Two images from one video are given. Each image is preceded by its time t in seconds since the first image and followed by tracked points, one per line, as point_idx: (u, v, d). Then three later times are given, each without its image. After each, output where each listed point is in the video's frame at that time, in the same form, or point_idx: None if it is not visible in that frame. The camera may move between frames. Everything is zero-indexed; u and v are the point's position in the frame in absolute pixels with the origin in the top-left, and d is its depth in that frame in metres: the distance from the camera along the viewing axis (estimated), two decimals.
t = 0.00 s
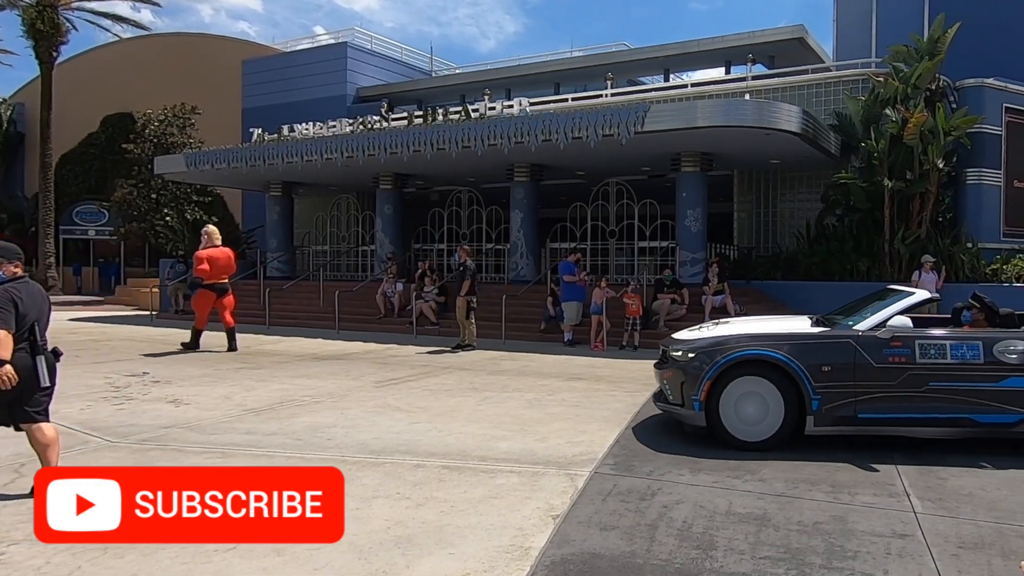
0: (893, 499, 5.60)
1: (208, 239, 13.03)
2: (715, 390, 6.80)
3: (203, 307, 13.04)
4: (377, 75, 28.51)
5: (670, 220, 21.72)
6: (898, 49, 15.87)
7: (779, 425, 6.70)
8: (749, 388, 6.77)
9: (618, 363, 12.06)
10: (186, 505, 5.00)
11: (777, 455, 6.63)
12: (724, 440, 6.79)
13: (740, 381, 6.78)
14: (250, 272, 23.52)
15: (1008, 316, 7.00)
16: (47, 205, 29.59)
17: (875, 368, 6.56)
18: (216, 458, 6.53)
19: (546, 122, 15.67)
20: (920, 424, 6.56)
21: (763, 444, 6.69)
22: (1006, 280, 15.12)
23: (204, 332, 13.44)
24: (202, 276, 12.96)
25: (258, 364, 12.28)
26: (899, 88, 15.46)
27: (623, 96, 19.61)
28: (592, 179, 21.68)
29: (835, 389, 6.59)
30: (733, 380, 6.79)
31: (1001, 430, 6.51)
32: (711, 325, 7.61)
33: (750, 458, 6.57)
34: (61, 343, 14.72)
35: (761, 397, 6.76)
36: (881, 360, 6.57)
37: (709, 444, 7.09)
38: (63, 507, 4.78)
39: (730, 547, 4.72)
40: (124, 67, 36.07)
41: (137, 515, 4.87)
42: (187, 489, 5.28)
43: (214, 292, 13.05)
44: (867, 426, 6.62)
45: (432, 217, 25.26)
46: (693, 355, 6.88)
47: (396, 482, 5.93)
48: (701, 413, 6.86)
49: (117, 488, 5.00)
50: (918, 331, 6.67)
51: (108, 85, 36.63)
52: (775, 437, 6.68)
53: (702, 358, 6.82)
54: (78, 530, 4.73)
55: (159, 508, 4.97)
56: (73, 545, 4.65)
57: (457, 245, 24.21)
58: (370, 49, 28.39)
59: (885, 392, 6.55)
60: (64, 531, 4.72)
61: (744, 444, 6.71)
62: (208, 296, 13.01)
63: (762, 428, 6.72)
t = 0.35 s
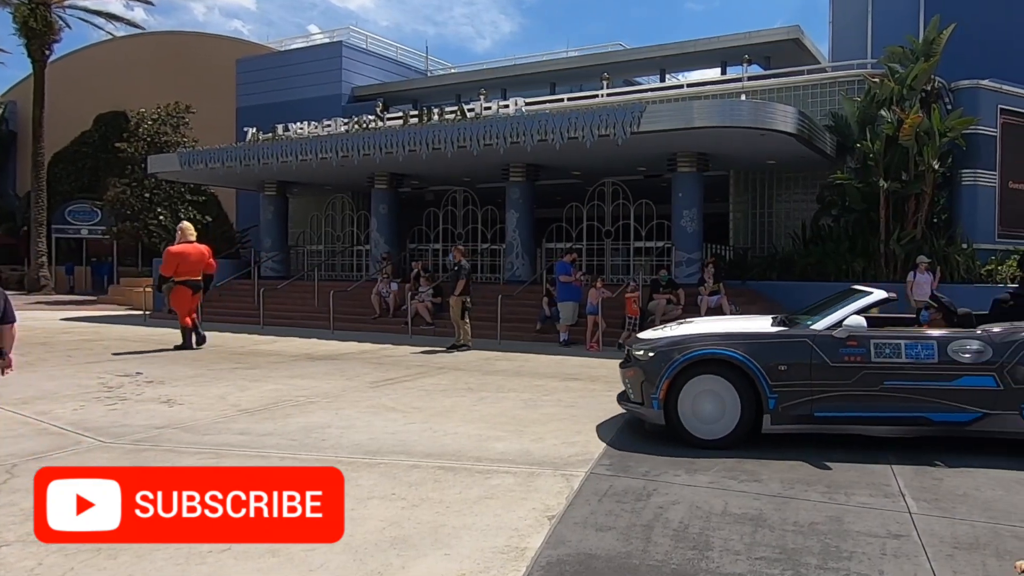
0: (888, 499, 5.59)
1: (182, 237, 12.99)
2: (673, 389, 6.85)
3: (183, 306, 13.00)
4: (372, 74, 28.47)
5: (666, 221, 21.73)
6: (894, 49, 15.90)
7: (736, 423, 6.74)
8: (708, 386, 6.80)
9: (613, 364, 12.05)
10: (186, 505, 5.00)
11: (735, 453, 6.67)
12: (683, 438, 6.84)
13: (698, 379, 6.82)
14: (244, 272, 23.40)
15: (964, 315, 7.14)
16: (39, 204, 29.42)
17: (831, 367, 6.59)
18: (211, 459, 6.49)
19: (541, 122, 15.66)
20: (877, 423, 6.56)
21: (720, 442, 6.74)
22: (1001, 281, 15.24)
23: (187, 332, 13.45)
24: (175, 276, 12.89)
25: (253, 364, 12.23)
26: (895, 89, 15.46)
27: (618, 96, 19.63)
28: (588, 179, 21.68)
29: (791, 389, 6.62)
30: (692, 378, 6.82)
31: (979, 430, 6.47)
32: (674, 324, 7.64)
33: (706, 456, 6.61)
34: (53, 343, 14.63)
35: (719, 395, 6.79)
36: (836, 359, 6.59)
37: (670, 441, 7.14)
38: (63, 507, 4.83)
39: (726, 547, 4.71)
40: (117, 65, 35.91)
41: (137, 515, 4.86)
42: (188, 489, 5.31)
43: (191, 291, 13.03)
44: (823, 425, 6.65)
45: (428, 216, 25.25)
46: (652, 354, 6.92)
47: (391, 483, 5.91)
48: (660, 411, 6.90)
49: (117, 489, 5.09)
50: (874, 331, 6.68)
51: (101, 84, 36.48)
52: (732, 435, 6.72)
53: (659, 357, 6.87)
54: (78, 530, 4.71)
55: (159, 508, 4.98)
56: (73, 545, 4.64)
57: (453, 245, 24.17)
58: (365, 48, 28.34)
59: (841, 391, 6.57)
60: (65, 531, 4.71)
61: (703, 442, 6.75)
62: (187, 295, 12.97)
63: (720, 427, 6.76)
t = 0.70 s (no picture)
0: (885, 499, 5.58)
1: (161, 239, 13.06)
2: (633, 387, 6.93)
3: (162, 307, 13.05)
4: (368, 74, 28.44)
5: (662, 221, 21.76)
6: (890, 50, 15.84)
7: (695, 421, 6.80)
8: (668, 385, 6.87)
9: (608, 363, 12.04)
10: (185, 505, 4.99)
11: (693, 451, 6.73)
12: (644, 436, 6.93)
13: (659, 377, 6.89)
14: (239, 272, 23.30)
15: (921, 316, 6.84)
16: (33, 203, 29.29)
17: (788, 365, 6.62)
18: (205, 459, 6.44)
19: (538, 122, 15.66)
20: (834, 420, 6.60)
21: (679, 440, 6.81)
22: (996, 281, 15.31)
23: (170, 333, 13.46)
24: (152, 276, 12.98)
25: (247, 364, 12.17)
26: (891, 89, 15.49)
27: (615, 96, 19.63)
28: (584, 179, 21.67)
29: (750, 387, 6.67)
30: (652, 376, 6.89)
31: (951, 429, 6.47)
32: (642, 322, 7.69)
33: (663, 454, 6.68)
34: (46, 343, 14.54)
35: (678, 393, 6.85)
36: (794, 357, 6.61)
37: (633, 438, 7.21)
38: (63, 507, 4.83)
39: (722, 547, 4.70)
40: (111, 65, 35.79)
41: (137, 515, 4.85)
42: (188, 489, 5.30)
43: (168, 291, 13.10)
44: (782, 422, 6.69)
45: (424, 216, 25.24)
46: (614, 352, 7.01)
47: (387, 483, 5.87)
48: (621, 409, 6.99)
49: (116, 489, 5.07)
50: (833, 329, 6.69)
51: (95, 83, 36.35)
52: (690, 433, 6.79)
53: (620, 356, 6.95)
54: (78, 530, 4.69)
55: (159, 508, 4.96)
56: (74, 545, 4.62)
57: (449, 245, 24.16)
58: (361, 48, 28.30)
59: (799, 389, 6.60)
60: (65, 531, 4.69)
61: (662, 440, 6.83)
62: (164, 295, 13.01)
63: (679, 425, 6.83)
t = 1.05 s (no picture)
0: (881, 500, 5.58)
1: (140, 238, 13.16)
2: (597, 385, 7.01)
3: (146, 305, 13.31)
4: (365, 74, 28.41)
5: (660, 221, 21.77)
6: (886, 51, 15.83)
7: (657, 419, 6.87)
8: (631, 383, 6.95)
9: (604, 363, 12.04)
10: (186, 505, 5.02)
11: (655, 447, 6.80)
12: (607, 433, 7.00)
13: (622, 375, 6.97)
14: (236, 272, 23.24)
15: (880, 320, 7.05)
16: (28, 203, 29.17)
17: (749, 364, 6.68)
18: (201, 460, 6.41)
19: (535, 122, 15.65)
20: (795, 419, 6.65)
21: (640, 437, 6.88)
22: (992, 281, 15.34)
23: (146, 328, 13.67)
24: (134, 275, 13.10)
25: (244, 364, 12.14)
26: (888, 90, 15.55)
27: (612, 97, 19.63)
28: (581, 179, 21.65)
29: (711, 385, 6.73)
30: (614, 375, 6.98)
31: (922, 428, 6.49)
32: (611, 322, 7.77)
33: (625, 451, 6.75)
34: (42, 343, 14.49)
35: (641, 391, 6.92)
36: (755, 355, 6.69)
37: (600, 436, 7.27)
38: (64, 507, 4.86)
39: (720, 548, 4.68)
40: (107, 64, 35.69)
41: (137, 515, 4.87)
42: (188, 489, 5.34)
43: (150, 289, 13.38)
44: (742, 421, 6.75)
45: (421, 216, 25.23)
46: (579, 351, 7.11)
47: (384, 484, 5.85)
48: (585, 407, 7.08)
49: (116, 489, 5.13)
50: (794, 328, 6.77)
51: (91, 82, 36.23)
52: (651, 431, 6.86)
53: (585, 354, 7.04)
54: (78, 530, 4.71)
55: (159, 508, 4.99)
56: (73, 545, 4.62)
57: (446, 245, 24.14)
58: (358, 47, 28.26)
59: (759, 387, 6.66)
60: (64, 531, 4.71)
61: (624, 437, 6.90)
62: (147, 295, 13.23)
63: (642, 422, 6.90)
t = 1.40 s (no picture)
0: (879, 499, 5.57)
1: (115, 241, 13.15)
2: (563, 382, 7.14)
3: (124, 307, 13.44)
4: (363, 74, 28.38)
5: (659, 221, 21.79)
6: (885, 51, 15.87)
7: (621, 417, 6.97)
8: (597, 380, 7.06)
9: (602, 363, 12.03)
10: (186, 505, 5.06)
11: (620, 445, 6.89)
12: (574, 431, 7.12)
13: (588, 373, 7.09)
14: (234, 272, 23.20)
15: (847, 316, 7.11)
16: (25, 202, 29.12)
17: (712, 362, 6.76)
18: (199, 460, 6.40)
19: (533, 122, 15.63)
20: (758, 416, 6.72)
21: (605, 435, 6.98)
22: (991, 281, 15.32)
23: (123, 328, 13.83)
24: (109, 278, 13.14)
25: (242, 365, 12.13)
26: (886, 90, 15.56)
27: (611, 97, 19.62)
28: (580, 180, 21.64)
29: (675, 383, 6.82)
30: (580, 372, 7.10)
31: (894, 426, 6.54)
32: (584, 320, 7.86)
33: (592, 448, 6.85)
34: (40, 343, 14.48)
35: (606, 389, 7.03)
36: (717, 354, 6.76)
37: (571, 434, 7.37)
38: (64, 507, 4.92)
39: (718, 548, 4.68)
40: (105, 64, 35.65)
41: (137, 514, 4.92)
42: (187, 490, 5.37)
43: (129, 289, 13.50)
44: (706, 419, 6.83)
45: (419, 216, 25.23)
46: (546, 349, 7.24)
47: (382, 484, 5.83)
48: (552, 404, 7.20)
49: (116, 490, 5.18)
50: (758, 327, 6.84)
51: (89, 82, 36.19)
52: (616, 429, 6.96)
53: (552, 353, 7.16)
54: (78, 530, 4.72)
55: (159, 508, 5.03)
56: (73, 545, 4.63)
57: (444, 245, 24.14)
58: (356, 47, 28.23)
59: (722, 385, 6.74)
60: (64, 531, 4.73)
61: (590, 434, 7.01)
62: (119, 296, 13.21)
63: (607, 419, 7.00)
